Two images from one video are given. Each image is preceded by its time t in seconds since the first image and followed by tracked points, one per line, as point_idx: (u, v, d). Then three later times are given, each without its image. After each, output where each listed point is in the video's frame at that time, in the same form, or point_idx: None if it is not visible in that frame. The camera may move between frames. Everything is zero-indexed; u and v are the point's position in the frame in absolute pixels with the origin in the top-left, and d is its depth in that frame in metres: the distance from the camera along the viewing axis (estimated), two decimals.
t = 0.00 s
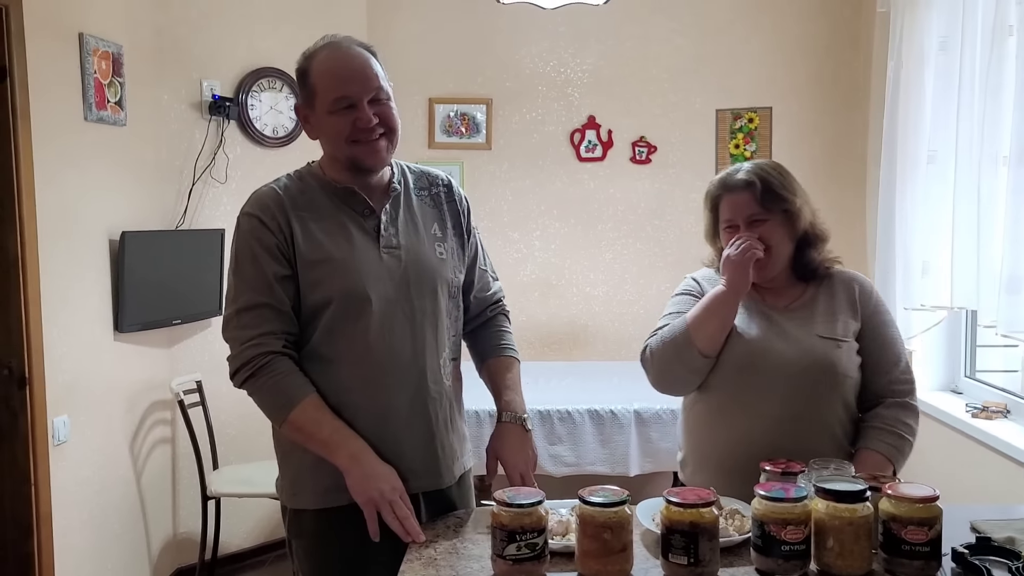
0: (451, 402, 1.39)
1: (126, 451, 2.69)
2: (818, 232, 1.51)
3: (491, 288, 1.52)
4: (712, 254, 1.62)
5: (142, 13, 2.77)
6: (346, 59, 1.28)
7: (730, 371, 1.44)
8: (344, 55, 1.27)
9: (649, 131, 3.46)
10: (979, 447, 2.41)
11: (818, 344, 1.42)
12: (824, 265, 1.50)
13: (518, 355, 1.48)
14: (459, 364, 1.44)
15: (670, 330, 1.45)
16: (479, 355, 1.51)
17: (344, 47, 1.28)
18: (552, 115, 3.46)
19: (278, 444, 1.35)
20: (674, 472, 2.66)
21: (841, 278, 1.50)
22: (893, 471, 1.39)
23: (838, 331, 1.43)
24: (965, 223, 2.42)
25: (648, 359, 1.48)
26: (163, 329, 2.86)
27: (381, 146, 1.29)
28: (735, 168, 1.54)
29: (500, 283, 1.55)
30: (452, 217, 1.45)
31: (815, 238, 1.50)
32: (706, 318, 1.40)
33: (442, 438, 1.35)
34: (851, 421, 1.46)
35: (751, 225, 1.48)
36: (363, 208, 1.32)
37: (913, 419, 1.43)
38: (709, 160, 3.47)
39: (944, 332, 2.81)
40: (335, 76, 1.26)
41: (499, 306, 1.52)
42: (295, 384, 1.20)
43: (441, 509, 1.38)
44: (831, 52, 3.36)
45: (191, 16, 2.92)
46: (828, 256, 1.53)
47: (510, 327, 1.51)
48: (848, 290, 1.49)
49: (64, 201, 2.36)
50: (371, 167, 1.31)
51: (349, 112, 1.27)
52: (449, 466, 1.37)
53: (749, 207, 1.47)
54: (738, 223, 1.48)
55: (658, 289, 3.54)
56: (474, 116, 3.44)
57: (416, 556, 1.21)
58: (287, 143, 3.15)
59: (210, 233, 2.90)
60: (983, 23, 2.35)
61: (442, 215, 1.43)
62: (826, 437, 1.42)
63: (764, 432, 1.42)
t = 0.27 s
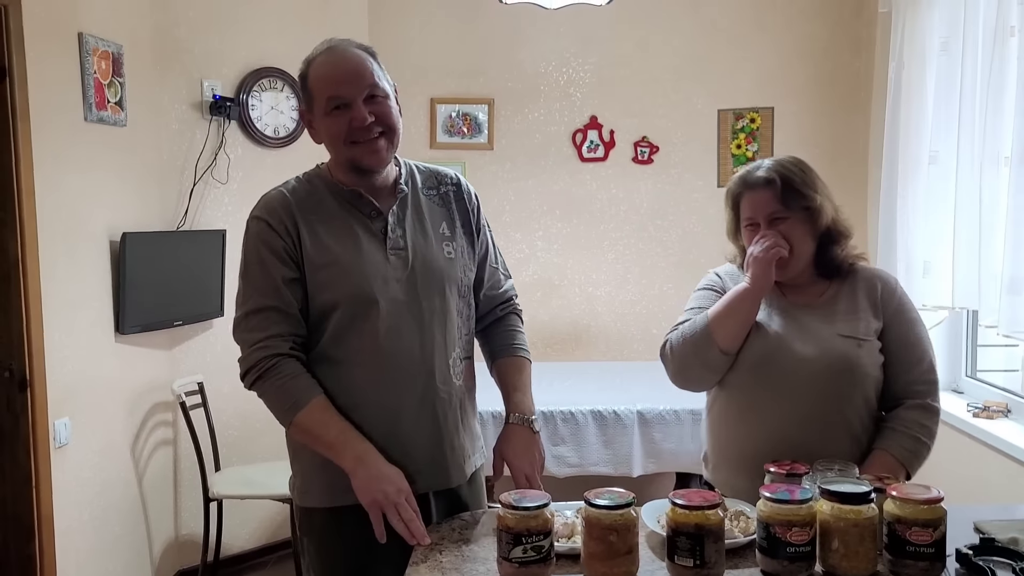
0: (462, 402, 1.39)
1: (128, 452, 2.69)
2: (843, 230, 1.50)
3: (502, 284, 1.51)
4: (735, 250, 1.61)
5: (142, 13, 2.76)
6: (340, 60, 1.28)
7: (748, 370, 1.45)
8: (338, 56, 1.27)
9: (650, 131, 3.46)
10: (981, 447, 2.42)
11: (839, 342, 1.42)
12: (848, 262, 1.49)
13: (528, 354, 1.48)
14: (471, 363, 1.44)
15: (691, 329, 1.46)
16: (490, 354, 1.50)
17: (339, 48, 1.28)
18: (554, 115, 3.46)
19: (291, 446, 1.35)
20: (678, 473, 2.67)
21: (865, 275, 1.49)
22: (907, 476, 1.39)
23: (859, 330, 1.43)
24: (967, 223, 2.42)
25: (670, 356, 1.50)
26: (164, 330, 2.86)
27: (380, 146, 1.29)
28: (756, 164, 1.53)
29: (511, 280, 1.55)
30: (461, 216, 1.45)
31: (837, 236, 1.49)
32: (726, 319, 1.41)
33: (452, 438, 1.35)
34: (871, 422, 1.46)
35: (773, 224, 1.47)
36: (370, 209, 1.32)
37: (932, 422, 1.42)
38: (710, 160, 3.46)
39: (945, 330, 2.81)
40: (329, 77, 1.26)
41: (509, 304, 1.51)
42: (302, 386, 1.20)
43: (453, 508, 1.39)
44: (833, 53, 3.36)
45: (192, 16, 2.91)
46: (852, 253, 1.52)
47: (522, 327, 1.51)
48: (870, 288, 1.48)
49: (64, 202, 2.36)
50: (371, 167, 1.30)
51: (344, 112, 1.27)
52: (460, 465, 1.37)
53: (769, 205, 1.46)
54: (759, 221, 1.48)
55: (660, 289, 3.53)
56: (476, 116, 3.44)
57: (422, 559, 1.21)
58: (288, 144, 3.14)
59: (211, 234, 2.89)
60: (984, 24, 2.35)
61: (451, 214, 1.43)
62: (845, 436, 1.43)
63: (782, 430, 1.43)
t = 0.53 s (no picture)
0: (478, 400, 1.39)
1: (131, 452, 2.68)
2: (871, 230, 1.50)
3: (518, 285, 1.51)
4: (761, 249, 1.64)
5: (145, 13, 2.75)
6: (357, 62, 1.28)
7: (766, 366, 1.48)
8: (354, 59, 1.28)
9: (653, 130, 3.46)
10: (984, 446, 2.42)
11: (860, 348, 1.43)
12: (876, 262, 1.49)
13: (542, 355, 1.48)
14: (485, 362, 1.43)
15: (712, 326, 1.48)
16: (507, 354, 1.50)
17: (354, 51, 1.28)
18: (557, 114, 3.45)
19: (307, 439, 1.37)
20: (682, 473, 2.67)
21: (891, 276, 1.49)
22: (920, 479, 1.39)
23: (880, 334, 1.44)
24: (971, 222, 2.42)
25: (687, 352, 1.52)
26: (168, 330, 2.85)
27: (394, 144, 1.28)
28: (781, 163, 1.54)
29: (528, 280, 1.54)
30: (479, 214, 1.44)
31: (865, 234, 1.49)
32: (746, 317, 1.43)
33: (465, 435, 1.34)
34: (890, 422, 1.47)
35: (796, 223, 1.49)
36: (387, 205, 1.32)
37: (953, 427, 1.42)
38: (713, 159, 3.46)
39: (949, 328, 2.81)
40: (344, 79, 1.27)
41: (526, 304, 1.51)
42: (314, 381, 1.22)
43: (467, 507, 1.39)
44: (836, 52, 3.36)
45: (196, 16, 2.90)
46: (881, 253, 1.52)
47: (539, 327, 1.51)
48: (895, 291, 1.47)
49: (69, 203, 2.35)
50: (385, 165, 1.30)
51: (358, 112, 1.27)
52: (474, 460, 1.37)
53: (792, 205, 1.48)
54: (783, 220, 1.50)
55: (663, 288, 3.53)
56: (478, 115, 3.43)
57: (430, 560, 1.21)
58: (291, 143, 3.13)
59: (214, 234, 2.89)
60: (987, 24, 2.35)
61: (468, 212, 1.42)
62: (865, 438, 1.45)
63: (800, 427, 1.45)
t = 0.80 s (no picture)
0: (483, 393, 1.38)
1: (124, 449, 2.67)
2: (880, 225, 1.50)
3: (522, 279, 1.51)
4: (771, 244, 1.64)
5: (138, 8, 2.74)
6: (368, 52, 1.28)
7: (771, 358, 1.49)
8: (365, 48, 1.27)
9: (648, 126, 3.46)
10: (979, 441, 2.42)
11: (863, 348, 1.43)
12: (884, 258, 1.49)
13: (542, 352, 1.46)
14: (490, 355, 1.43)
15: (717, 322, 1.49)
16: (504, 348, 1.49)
17: (365, 41, 1.28)
18: (552, 109, 3.45)
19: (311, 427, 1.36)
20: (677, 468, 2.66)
21: (900, 272, 1.49)
22: (921, 475, 1.38)
23: (885, 332, 1.43)
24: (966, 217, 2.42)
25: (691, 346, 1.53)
26: (161, 326, 2.84)
27: (404, 132, 1.28)
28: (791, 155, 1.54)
29: (533, 276, 1.54)
30: (485, 208, 1.43)
31: (874, 229, 1.48)
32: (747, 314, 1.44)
33: (468, 427, 1.34)
34: (894, 418, 1.47)
35: (804, 215, 1.48)
36: (395, 197, 1.32)
37: (956, 424, 1.41)
38: (708, 154, 3.46)
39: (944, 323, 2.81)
40: (356, 67, 1.26)
41: (528, 298, 1.51)
42: (325, 368, 1.21)
43: (468, 500, 1.40)
44: (831, 47, 3.36)
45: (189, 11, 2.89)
46: (888, 249, 1.52)
47: (540, 323, 1.49)
48: (902, 289, 1.47)
49: (59, 198, 2.34)
50: (396, 153, 1.29)
51: (370, 100, 1.26)
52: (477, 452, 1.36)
53: (802, 195, 1.48)
54: (792, 213, 1.49)
55: (658, 284, 3.53)
56: (473, 111, 3.42)
57: (424, 555, 1.20)
58: (286, 139, 3.12)
59: (208, 230, 2.88)
60: (982, 18, 2.35)
61: (475, 206, 1.41)
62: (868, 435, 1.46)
63: (805, 420, 1.47)
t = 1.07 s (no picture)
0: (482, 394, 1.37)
1: (118, 447, 2.67)
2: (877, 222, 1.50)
3: (524, 279, 1.47)
4: (769, 238, 1.63)
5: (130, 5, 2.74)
6: (388, 50, 1.27)
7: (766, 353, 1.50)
8: (385, 46, 1.26)
9: (642, 123, 3.45)
10: (972, 439, 2.42)
11: (861, 346, 1.43)
12: (884, 254, 1.48)
13: (540, 355, 1.42)
14: (490, 355, 1.42)
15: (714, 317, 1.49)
16: (502, 347, 1.44)
17: (384, 38, 1.27)
18: (546, 107, 3.44)
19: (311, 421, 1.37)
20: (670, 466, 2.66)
21: (898, 270, 1.47)
22: (911, 475, 1.38)
23: (881, 331, 1.43)
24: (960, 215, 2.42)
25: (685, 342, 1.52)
26: (154, 324, 2.84)
27: (419, 133, 1.27)
28: (791, 150, 1.53)
29: (536, 276, 1.50)
30: (488, 208, 1.42)
31: (874, 224, 1.48)
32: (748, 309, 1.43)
33: (465, 426, 1.33)
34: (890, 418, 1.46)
35: (804, 210, 1.48)
36: (397, 198, 1.31)
37: (950, 427, 1.39)
38: (702, 152, 3.46)
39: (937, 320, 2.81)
40: (376, 64, 1.25)
41: (529, 299, 1.47)
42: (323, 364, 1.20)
43: (464, 497, 1.39)
44: (825, 45, 3.35)
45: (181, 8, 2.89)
46: (887, 245, 1.50)
47: (538, 326, 1.44)
48: (899, 288, 1.45)
49: (52, 195, 2.33)
50: (409, 153, 1.29)
51: (388, 98, 1.25)
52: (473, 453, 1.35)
53: (801, 190, 1.47)
54: (791, 208, 1.49)
55: (652, 282, 3.53)
56: (467, 109, 3.42)
57: (414, 553, 1.20)
58: (279, 136, 3.12)
59: (201, 227, 2.88)
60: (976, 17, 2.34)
61: (478, 206, 1.40)
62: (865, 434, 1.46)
63: (800, 418, 1.46)
